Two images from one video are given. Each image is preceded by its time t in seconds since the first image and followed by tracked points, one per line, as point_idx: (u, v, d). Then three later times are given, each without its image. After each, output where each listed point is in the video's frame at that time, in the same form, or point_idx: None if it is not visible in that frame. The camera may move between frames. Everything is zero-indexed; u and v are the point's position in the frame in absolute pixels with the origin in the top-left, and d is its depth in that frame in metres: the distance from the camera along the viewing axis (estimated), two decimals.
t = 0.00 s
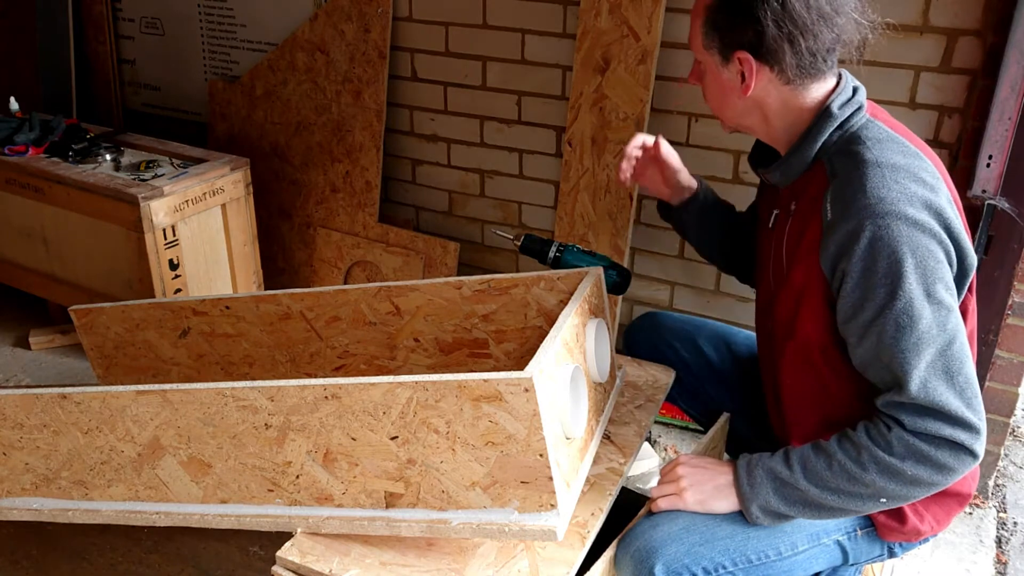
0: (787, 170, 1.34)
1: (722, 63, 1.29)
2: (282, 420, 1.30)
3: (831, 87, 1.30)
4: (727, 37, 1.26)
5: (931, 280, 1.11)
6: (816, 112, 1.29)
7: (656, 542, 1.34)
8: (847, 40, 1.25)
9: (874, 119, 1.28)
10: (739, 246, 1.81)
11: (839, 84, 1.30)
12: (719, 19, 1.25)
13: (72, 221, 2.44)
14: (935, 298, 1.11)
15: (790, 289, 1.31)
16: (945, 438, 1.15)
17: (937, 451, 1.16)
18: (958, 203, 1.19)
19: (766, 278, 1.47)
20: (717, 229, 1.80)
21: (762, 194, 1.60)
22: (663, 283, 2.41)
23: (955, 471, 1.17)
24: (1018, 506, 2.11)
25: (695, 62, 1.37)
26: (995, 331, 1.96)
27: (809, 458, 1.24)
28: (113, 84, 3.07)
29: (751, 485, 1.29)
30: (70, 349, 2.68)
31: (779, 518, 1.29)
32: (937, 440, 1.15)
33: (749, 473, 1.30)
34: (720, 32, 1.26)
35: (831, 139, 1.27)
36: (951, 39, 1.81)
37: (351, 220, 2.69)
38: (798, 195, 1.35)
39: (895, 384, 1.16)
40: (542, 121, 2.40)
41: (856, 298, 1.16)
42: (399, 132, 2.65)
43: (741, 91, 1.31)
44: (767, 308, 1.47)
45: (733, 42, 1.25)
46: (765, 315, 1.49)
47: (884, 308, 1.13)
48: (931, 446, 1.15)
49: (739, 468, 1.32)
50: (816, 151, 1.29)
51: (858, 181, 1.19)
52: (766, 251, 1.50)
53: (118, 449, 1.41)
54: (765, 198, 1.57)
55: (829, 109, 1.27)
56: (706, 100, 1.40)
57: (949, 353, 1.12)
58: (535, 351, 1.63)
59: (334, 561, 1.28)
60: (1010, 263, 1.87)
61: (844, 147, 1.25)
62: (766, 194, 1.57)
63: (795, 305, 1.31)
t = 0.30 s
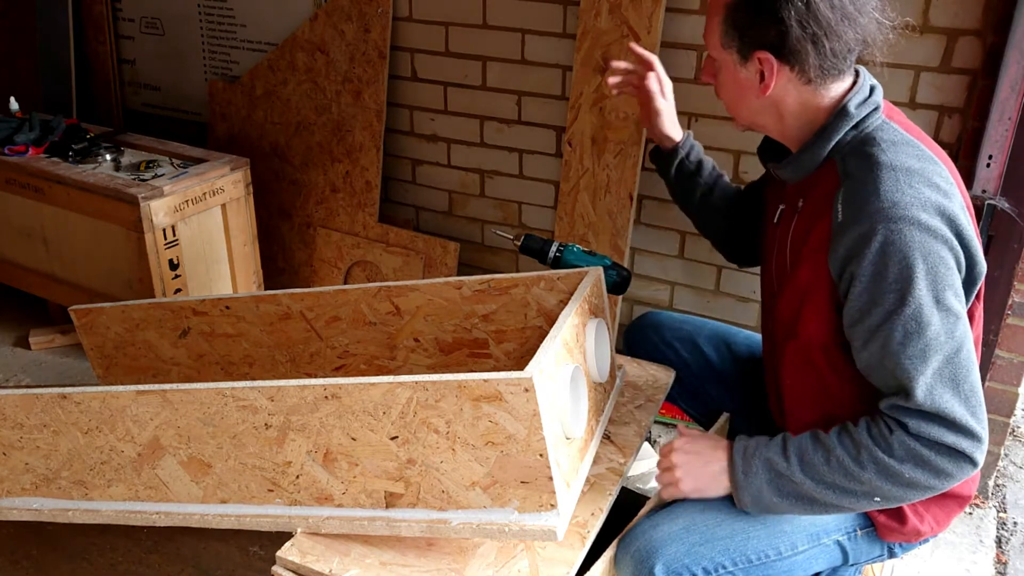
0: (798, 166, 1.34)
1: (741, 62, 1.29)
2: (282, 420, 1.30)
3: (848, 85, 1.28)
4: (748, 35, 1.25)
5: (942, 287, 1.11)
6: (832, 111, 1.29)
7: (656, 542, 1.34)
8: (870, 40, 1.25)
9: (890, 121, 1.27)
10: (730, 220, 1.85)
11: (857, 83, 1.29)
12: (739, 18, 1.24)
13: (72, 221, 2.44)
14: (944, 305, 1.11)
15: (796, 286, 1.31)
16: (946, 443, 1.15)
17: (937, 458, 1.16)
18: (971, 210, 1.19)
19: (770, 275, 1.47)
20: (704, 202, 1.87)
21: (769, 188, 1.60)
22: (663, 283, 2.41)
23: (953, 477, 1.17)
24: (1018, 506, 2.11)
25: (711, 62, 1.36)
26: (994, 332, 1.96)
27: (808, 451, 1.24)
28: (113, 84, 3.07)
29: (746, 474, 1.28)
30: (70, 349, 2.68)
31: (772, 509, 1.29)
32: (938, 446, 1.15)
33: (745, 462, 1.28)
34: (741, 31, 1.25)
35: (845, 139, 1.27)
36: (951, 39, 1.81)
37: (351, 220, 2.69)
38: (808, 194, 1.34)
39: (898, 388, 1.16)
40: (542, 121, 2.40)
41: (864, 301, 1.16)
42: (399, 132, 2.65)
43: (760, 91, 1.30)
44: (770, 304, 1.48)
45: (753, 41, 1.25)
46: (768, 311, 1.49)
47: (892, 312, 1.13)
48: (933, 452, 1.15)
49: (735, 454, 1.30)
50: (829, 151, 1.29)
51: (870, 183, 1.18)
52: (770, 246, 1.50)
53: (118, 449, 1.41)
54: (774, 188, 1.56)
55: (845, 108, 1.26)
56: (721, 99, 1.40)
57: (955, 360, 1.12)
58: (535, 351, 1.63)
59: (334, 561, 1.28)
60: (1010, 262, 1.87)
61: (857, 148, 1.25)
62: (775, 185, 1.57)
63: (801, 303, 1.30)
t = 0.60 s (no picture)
0: (811, 158, 1.33)
1: (790, 50, 1.20)
2: (282, 420, 1.30)
3: (865, 80, 1.28)
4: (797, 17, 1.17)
5: (932, 291, 1.12)
6: (851, 104, 1.27)
7: (656, 542, 1.34)
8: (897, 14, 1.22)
9: (908, 119, 1.26)
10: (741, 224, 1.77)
11: (874, 79, 1.28)
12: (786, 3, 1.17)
13: (72, 221, 2.44)
14: (927, 307, 1.12)
15: (800, 275, 1.31)
16: (888, 438, 1.17)
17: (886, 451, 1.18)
18: (978, 222, 1.18)
19: (774, 261, 1.47)
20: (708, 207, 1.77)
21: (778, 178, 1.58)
22: (663, 283, 2.41)
23: (886, 470, 1.21)
24: (1018, 506, 2.11)
25: (740, 66, 1.27)
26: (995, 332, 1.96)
27: (768, 388, 1.26)
28: (113, 84, 3.07)
29: (707, 381, 1.30)
30: (70, 349, 2.68)
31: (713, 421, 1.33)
32: (881, 438, 1.18)
33: (712, 372, 1.31)
34: (790, 16, 1.17)
35: (860, 133, 1.25)
36: (951, 39, 1.81)
37: (350, 220, 2.69)
38: (818, 185, 1.33)
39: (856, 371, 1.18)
40: (542, 121, 2.40)
41: (855, 289, 1.17)
42: (399, 132, 2.65)
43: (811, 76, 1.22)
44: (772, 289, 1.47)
45: (807, 22, 1.17)
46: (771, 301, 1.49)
47: (880, 304, 1.14)
48: (876, 442, 1.18)
49: (704, 362, 1.32)
50: (844, 144, 1.27)
51: (882, 178, 1.18)
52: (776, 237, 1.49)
53: (118, 449, 1.41)
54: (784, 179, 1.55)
55: (863, 102, 1.24)
56: (758, 102, 1.30)
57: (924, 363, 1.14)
58: (535, 351, 1.63)
59: (334, 561, 1.28)
60: (1010, 262, 1.87)
61: (872, 142, 1.24)
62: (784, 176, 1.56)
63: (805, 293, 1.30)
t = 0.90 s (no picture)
0: (822, 149, 1.33)
1: (829, 33, 1.19)
2: (282, 420, 1.30)
3: (873, 73, 1.29)
4: None
5: (942, 274, 1.13)
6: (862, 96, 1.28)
7: (656, 542, 1.34)
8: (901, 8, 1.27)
9: (918, 111, 1.27)
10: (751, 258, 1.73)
11: (882, 73, 1.29)
12: None
13: (72, 221, 2.44)
14: (937, 291, 1.13)
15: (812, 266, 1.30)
16: (890, 422, 1.16)
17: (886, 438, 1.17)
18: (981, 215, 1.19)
19: (778, 257, 1.46)
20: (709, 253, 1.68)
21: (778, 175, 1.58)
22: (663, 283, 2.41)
23: (881, 460, 1.19)
24: (1018, 506, 2.11)
25: (770, 57, 1.23)
26: (995, 331, 1.96)
27: (768, 370, 1.22)
28: (113, 84, 3.07)
29: (702, 364, 1.23)
30: (70, 348, 2.68)
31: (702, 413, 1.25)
32: (883, 424, 1.16)
33: (704, 354, 1.23)
34: None
35: (872, 123, 1.26)
36: (951, 39, 1.81)
37: (350, 220, 2.69)
38: (828, 176, 1.33)
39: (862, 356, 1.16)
40: (542, 121, 2.40)
41: (870, 272, 1.17)
42: (399, 132, 2.65)
43: (845, 60, 1.22)
44: (775, 284, 1.46)
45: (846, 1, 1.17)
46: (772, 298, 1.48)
47: (895, 287, 1.14)
48: (878, 429, 1.16)
49: (693, 343, 1.25)
50: (856, 135, 1.27)
51: (897, 163, 1.18)
52: (779, 234, 1.49)
53: (118, 449, 1.41)
54: (779, 179, 1.56)
55: (876, 92, 1.25)
56: (792, 93, 1.26)
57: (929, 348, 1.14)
58: (535, 351, 1.63)
59: (334, 561, 1.28)
60: (1010, 263, 1.87)
61: (884, 131, 1.24)
62: (781, 174, 1.57)
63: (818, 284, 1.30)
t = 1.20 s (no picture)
0: (822, 150, 1.33)
1: (837, 26, 1.20)
2: (282, 420, 1.30)
3: (869, 75, 1.30)
4: None
5: (953, 272, 1.13)
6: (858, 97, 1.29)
7: (656, 542, 1.34)
8: (892, 18, 1.31)
9: (913, 111, 1.27)
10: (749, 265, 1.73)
11: (877, 75, 1.30)
12: None
13: (73, 221, 2.44)
14: (952, 290, 1.13)
15: (813, 269, 1.31)
16: (927, 426, 1.16)
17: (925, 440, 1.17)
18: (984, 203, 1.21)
19: (779, 261, 1.47)
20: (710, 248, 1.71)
21: (777, 179, 1.60)
22: (663, 283, 2.41)
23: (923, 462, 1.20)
24: (1018, 506, 2.11)
25: (778, 49, 1.24)
26: (995, 331, 1.96)
27: (812, 401, 1.18)
28: (113, 84, 3.07)
29: (747, 410, 1.17)
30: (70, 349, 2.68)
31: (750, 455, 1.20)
32: (924, 429, 1.16)
33: (747, 401, 1.17)
34: None
35: (870, 124, 1.26)
36: (951, 39, 1.81)
37: (350, 220, 2.69)
38: (827, 178, 1.33)
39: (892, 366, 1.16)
40: (543, 121, 2.40)
41: (881, 279, 1.16)
42: (399, 132, 2.65)
43: (851, 53, 1.24)
44: (778, 288, 1.47)
45: None
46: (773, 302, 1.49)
47: (909, 291, 1.14)
48: (918, 436, 1.17)
49: (734, 386, 1.17)
50: (854, 136, 1.28)
51: (897, 165, 1.18)
52: (780, 238, 1.50)
53: (118, 449, 1.41)
54: (778, 186, 1.58)
55: (872, 93, 1.26)
56: (800, 86, 1.26)
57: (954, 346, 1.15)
58: (535, 351, 1.63)
59: (334, 561, 1.28)
60: (1010, 263, 1.87)
61: (882, 133, 1.25)
62: (779, 179, 1.58)
63: (819, 286, 1.30)
